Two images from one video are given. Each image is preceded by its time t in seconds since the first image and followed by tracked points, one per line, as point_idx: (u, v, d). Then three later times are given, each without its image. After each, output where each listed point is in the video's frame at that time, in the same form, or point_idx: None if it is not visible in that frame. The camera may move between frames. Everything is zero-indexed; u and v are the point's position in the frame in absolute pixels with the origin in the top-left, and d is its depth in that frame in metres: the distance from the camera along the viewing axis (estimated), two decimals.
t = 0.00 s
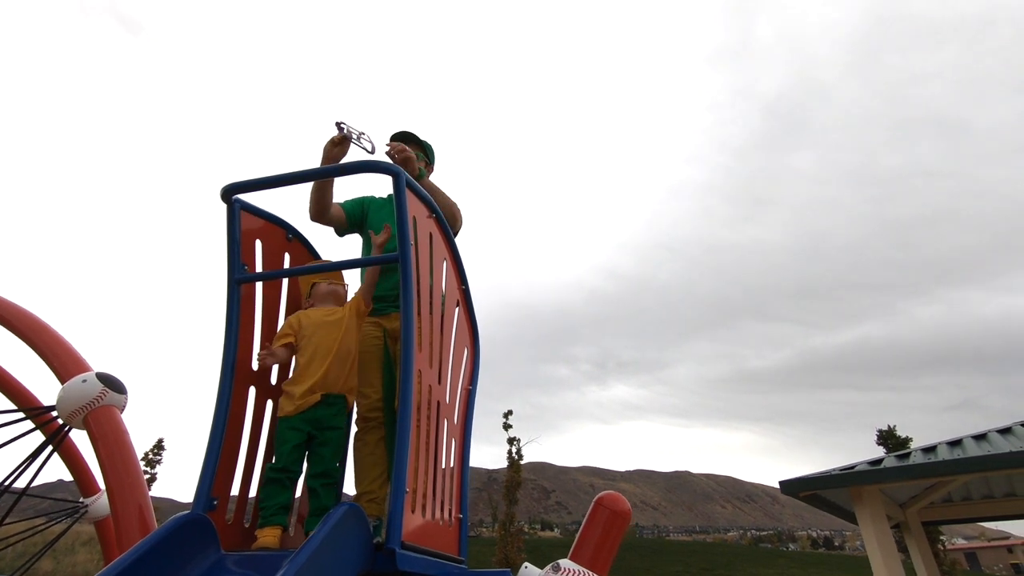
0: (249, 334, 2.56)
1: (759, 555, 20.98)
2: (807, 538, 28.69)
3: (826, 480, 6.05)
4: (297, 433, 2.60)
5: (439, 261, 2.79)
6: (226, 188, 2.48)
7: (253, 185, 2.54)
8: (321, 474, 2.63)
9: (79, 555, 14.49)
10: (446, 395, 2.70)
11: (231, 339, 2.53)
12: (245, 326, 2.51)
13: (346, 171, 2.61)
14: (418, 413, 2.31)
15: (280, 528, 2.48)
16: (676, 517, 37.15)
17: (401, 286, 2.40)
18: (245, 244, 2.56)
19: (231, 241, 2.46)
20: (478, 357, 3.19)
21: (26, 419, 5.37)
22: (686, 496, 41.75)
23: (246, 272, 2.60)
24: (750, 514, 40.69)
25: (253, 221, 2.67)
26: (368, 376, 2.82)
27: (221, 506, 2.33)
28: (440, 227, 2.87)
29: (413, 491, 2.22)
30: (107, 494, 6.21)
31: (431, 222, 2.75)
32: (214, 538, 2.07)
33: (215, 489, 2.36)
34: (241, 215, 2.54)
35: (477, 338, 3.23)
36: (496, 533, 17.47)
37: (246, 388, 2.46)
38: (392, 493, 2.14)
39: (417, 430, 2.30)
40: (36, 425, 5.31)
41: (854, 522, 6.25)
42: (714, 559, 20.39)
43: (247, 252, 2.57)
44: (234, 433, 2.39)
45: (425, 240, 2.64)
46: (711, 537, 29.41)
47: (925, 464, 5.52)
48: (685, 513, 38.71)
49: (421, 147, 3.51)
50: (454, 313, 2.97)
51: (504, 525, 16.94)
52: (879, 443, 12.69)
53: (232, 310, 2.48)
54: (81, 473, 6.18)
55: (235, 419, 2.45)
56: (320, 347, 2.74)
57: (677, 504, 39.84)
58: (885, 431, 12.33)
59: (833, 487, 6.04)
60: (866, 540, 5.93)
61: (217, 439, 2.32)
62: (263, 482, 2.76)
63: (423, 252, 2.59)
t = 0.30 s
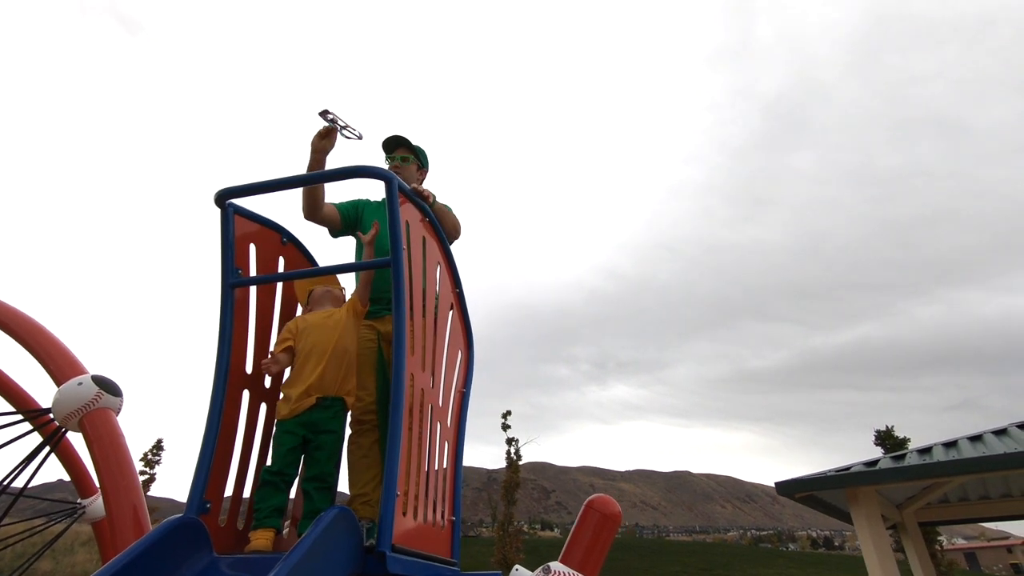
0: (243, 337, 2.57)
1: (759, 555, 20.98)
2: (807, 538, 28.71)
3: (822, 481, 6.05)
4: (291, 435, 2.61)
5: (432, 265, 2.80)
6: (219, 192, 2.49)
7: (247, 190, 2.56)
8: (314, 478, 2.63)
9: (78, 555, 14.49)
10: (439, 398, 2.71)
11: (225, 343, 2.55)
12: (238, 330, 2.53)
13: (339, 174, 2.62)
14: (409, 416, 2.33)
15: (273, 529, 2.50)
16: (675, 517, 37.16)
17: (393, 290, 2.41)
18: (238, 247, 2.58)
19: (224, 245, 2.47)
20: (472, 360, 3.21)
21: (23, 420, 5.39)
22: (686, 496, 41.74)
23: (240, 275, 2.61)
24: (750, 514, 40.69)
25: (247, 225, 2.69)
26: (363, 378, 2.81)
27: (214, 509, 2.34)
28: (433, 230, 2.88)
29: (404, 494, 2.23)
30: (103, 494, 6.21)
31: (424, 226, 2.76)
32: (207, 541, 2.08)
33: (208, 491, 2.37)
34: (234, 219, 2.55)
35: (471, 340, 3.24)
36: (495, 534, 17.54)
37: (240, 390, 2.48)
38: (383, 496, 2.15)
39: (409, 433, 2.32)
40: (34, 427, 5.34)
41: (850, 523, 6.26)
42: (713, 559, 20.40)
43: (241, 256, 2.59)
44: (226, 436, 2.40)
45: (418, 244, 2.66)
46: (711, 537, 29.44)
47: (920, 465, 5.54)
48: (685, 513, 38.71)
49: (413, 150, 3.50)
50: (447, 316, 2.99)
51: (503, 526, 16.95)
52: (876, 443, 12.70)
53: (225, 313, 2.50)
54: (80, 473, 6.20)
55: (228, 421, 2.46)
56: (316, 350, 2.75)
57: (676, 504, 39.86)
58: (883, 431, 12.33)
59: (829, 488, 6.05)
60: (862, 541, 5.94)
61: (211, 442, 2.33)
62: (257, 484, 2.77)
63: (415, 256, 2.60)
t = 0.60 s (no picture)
0: (237, 340, 2.59)
1: (758, 556, 21.00)
2: (807, 539, 28.72)
3: (816, 481, 6.08)
4: (284, 436, 2.65)
5: (425, 267, 2.82)
6: (213, 196, 2.51)
7: (241, 194, 2.58)
8: (307, 479, 2.64)
9: (77, 555, 14.49)
10: (432, 398, 2.74)
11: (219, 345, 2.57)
12: (232, 332, 2.55)
13: (332, 178, 2.64)
14: (401, 418, 2.35)
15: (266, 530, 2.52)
16: (675, 517, 37.17)
17: (385, 292, 2.44)
18: (232, 250, 2.60)
19: (218, 248, 2.49)
20: (466, 361, 3.23)
21: (21, 421, 5.42)
22: (686, 496, 41.77)
23: (234, 278, 2.63)
24: (749, 514, 40.72)
25: (241, 228, 2.71)
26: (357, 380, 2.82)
27: (207, 509, 2.36)
28: (426, 233, 2.91)
29: (395, 495, 2.26)
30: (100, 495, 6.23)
31: (416, 228, 2.79)
32: (199, 540, 2.10)
33: (202, 491, 2.39)
34: (228, 223, 2.57)
35: (464, 342, 3.27)
36: (493, 534, 17.59)
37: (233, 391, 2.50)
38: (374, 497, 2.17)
39: (400, 434, 2.34)
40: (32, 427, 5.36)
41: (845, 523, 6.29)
42: (712, 559, 20.43)
43: (235, 259, 2.61)
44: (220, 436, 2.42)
45: (410, 246, 2.68)
46: (710, 537, 29.50)
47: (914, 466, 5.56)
48: (685, 513, 38.72)
49: (406, 156, 3.50)
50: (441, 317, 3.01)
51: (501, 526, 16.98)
52: (874, 444, 12.72)
53: (219, 315, 2.52)
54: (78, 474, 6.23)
55: (222, 422, 2.49)
56: (310, 352, 2.78)
57: (676, 504, 39.88)
58: (880, 432, 12.36)
59: (824, 488, 6.07)
60: (856, 541, 5.97)
61: (204, 442, 2.36)
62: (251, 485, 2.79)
63: (407, 258, 2.62)
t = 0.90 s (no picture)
0: (232, 347, 2.66)
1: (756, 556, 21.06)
2: (807, 539, 28.79)
3: (807, 483, 6.15)
4: (276, 441, 2.73)
5: (416, 275, 2.89)
6: (209, 207, 2.57)
7: (236, 204, 2.64)
8: (299, 483, 2.70)
9: (78, 555, 14.56)
10: (422, 403, 2.80)
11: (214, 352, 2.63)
12: (227, 340, 2.62)
13: (326, 188, 2.70)
14: (390, 423, 2.42)
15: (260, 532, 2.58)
16: (674, 517, 37.23)
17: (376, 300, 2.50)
18: (227, 259, 2.66)
19: (213, 257, 2.55)
20: (458, 366, 3.30)
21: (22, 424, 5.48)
22: (685, 496, 41.82)
23: (229, 286, 2.69)
24: (749, 515, 40.77)
25: (236, 237, 2.77)
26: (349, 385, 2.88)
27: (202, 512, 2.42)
28: (418, 241, 2.97)
29: (385, 497, 2.32)
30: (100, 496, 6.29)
31: (408, 237, 2.85)
32: (194, 541, 2.16)
33: (198, 495, 2.45)
34: (224, 232, 2.63)
35: (456, 347, 3.34)
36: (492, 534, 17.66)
37: (227, 398, 2.56)
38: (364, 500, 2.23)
39: (390, 439, 2.40)
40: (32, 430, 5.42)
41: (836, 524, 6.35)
42: (711, 559, 20.50)
43: (230, 267, 2.67)
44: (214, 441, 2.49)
45: (401, 255, 2.74)
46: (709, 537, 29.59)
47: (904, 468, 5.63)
48: (684, 513, 38.78)
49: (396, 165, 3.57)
50: (432, 323, 3.08)
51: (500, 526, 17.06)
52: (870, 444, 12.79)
53: (214, 323, 2.58)
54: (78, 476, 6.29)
55: (217, 426, 2.55)
56: (302, 359, 2.85)
57: (675, 504, 39.95)
58: (876, 432, 12.42)
59: (815, 490, 6.13)
60: (847, 541, 6.03)
61: (200, 446, 2.42)
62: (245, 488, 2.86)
63: (398, 266, 2.69)
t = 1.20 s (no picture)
0: (233, 348, 2.73)
1: (758, 556, 21.09)
2: (810, 539, 28.77)
3: (803, 481, 6.20)
4: (277, 439, 2.81)
5: (412, 278, 2.96)
6: (211, 211, 2.64)
7: (237, 209, 2.71)
8: (300, 480, 2.77)
9: (83, 555, 14.65)
10: (419, 402, 2.88)
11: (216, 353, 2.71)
12: (229, 340, 2.69)
13: (324, 194, 2.77)
14: (387, 421, 2.49)
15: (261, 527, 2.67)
16: (677, 517, 37.25)
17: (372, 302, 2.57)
18: (228, 262, 2.73)
19: (214, 261, 2.63)
20: (454, 366, 3.37)
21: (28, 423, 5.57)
22: (688, 496, 41.84)
23: (231, 289, 2.77)
24: (751, 514, 40.76)
25: (237, 240, 2.84)
26: (349, 385, 2.96)
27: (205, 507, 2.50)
28: (415, 244, 3.05)
29: (381, 493, 2.39)
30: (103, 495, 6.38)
31: (404, 240, 2.92)
32: (196, 535, 2.24)
33: (200, 491, 2.52)
34: (225, 236, 2.70)
35: (453, 347, 3.41)
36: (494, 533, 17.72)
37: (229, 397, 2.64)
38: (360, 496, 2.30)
39: (386, 436, 2.47)
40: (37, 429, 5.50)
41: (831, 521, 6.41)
42: (713, 558, 20.53)
43: (231, 270, 2.74)
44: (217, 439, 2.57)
45: (397, 258, 2.82)
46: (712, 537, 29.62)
47: (899, 466, 5.68)
48: (687, 513, 38.79)
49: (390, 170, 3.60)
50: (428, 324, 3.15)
51: (501, 525, 17.14)
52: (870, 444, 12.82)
53: (216, 325, 2.66)
54: (83, 474, 6.39)
55: (219, 424, 2.63)
56: (303, 360, 2.93)
57: (678, 504, 39.98)
58: (876, 431, 12.45)
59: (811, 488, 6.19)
60: (842, 539, 6.08)
61: (202, 443, 2.50)
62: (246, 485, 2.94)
63: (394, 269, 2.76)
